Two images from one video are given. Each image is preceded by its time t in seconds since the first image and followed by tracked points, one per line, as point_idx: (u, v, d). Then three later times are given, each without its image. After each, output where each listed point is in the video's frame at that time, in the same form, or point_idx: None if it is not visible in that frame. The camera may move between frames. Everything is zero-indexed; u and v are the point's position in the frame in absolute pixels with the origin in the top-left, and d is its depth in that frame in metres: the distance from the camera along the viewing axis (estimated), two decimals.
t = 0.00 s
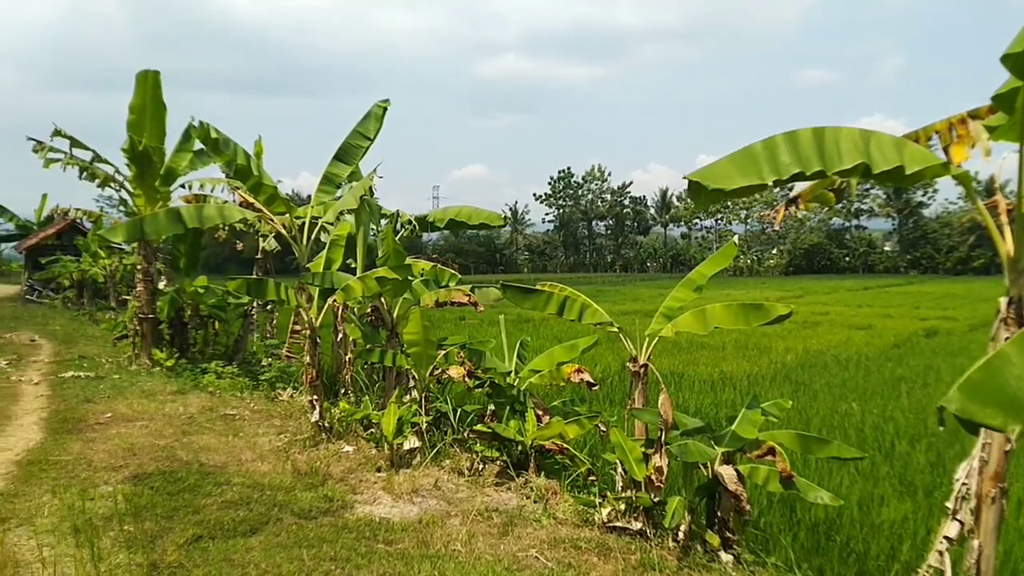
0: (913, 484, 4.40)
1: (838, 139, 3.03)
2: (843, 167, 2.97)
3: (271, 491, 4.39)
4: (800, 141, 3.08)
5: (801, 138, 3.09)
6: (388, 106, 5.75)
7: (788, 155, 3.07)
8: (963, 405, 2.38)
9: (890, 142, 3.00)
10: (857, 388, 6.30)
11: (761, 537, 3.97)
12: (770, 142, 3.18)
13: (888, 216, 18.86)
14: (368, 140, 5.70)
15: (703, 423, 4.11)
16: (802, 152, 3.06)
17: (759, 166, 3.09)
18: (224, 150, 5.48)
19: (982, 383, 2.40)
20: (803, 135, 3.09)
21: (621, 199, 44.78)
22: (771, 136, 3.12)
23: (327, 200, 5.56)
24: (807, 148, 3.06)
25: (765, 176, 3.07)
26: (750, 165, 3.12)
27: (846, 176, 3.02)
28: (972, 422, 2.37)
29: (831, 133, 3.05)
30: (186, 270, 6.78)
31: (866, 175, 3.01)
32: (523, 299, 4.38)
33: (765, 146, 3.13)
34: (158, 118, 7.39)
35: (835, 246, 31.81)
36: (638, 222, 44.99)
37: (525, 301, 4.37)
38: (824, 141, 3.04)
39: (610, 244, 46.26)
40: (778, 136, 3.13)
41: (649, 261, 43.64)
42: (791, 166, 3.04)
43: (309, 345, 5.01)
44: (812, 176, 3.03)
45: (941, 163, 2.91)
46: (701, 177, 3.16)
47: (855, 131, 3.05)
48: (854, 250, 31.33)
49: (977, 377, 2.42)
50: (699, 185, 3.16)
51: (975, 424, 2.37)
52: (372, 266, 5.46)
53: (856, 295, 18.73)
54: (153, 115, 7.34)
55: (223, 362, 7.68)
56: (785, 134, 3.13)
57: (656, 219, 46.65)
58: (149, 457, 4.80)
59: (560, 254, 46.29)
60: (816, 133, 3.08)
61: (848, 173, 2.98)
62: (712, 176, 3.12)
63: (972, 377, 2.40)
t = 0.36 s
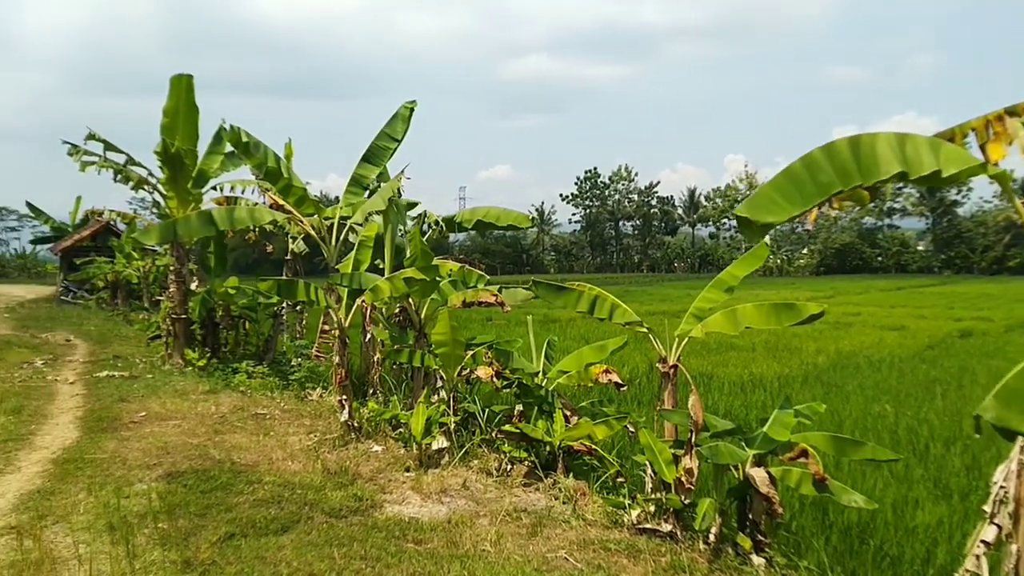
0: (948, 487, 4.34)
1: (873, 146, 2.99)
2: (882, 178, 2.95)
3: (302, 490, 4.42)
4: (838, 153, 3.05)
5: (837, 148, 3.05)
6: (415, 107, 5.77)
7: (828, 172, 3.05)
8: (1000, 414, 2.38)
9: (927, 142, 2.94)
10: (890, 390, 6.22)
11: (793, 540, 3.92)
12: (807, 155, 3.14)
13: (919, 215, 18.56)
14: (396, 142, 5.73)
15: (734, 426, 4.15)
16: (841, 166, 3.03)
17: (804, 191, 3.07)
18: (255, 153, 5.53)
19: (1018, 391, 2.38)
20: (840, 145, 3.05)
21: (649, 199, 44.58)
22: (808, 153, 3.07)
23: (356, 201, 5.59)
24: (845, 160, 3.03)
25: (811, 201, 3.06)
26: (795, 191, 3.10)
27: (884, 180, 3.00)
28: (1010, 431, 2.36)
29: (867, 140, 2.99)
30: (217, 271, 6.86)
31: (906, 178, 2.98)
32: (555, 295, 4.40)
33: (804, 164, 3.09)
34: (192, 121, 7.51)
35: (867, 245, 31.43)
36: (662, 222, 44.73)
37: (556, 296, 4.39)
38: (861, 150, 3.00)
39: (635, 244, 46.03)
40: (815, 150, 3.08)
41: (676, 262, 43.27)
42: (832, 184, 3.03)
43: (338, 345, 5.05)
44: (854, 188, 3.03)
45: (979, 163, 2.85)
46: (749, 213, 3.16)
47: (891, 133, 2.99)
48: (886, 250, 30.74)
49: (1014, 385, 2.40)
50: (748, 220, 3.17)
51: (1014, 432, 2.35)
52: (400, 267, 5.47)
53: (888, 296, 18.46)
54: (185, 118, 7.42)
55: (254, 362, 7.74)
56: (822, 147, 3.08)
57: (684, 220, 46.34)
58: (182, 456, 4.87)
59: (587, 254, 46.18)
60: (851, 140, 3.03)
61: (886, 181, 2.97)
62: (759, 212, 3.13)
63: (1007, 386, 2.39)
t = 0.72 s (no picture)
0: (982, 491, 4.26)
1: (906, 144, 2.98)
2: (914, 176, 2.93)
3: (331, 489, 4.45)
4: (869, 151, 3.04)
5: (870, 147, 3.04)
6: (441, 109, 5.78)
7: (859, 170, 3.04)
8: None
9: (962, 141, 2.91)
10: (924, 392, 6.12)
11: (824, 544, 3.85)
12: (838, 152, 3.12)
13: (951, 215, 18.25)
14: (423, 143, 5.74)
15: (764, 427, 4.10)
16: (873, 164, 3.02)
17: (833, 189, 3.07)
18: (284, 154, 5.59)
19: None
20: (872, 144, 3.04)
21: (674, 199, 44.21)
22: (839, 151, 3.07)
23: (383, 202, 5.61)
24: (877, 158, 3.01)
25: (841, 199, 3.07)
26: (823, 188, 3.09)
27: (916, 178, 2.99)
28: None
29: (901, 137, 2.98)
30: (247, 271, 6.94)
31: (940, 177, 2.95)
32: (577, 299, 4.37)
33: (835, 162, 3.09)
34: (221, 123, 7.51)
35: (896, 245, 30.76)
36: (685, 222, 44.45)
37: (579, 301, 4.36)
38: (893, 148, 2.99)
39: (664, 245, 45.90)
40: (847, 148, 3.07)
41: (704, 261, 43.35)
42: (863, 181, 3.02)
43: (366, 345, 5.08)
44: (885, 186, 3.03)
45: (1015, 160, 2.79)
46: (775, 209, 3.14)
47: (925, 132, 2.98)
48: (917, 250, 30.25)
49: None
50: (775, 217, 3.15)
51: None
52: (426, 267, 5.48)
53: (920, 297, 18.18)
54: (216, 120, 7.47)
55: (283, 363, 7.80)
56: (854, 144, 3.05)
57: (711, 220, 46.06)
58: (212, 455, 4.92)
59: (613, 254, 46.05)
60: (884, 138, 3.03)
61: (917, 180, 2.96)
62: (788, 207, 3.10)
63: None
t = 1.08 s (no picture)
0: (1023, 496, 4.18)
1: (949, 127, 2.91)
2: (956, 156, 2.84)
3: (362, 490, 4.48)
4: (911, 128, 2.94)
5: (910, 125, 2.95)
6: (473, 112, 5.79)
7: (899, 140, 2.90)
8: None
9: (1003, 136, 2.91)
10: (963, 396, 6.00)
11: (860, 549, 3.80)
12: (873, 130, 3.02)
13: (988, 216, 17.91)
14: (454, 147, 5.75)
15: (799, 431, 4.00)
16: (914, 139, 2.90)
17: (872, 148, 2.87)
18: (318, 157, 5.64)
19: None
20: (913, 122, 2.95)
21: (705, 200, 43.74)
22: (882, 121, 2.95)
23: (414, 205, 5.64)
24: (917, 134, 2.91)
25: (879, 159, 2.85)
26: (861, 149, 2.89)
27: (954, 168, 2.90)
28: None
29: (943, 121, 2.93)
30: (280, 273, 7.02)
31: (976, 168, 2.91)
32: (609, 298, 4.34)
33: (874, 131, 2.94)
34: (254, 127, 7.64)
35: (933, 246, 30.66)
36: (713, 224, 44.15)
37: (611, 300, 4.34)
38: (935, 129, 2.91)
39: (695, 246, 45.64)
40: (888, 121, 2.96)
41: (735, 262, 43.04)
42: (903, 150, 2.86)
43: (397, 347, 5.09)
44: (922, 162, 2.87)
45: None
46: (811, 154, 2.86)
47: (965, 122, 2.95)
48: (953, 253, 30.00)
49: None
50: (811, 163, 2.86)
51: None
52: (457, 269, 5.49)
53: (957, 299, 17.90)
54: (248, 123, 7.59)
55: (315, 363, 7.83)
56: (894, 120, 2.98)
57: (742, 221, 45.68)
58: (246, 454, 4.97)
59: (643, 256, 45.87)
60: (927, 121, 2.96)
61: (959, 162, 2.87)
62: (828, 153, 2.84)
63: None
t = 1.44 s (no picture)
0: None
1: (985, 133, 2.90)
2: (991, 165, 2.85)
3: (390, 490, 4.50)
4: (944, 137, 2.95)
5: (945, 133, 2.96)
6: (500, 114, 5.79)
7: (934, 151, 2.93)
8: None
9: None
10: (998, 400, 5.90)
11: (891, 554, 3.75)
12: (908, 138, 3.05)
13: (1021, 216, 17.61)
14: (481, 149, 5.76)
15: (829, 434, 3.95)
16: (948, 149, 2.93)
17: (906, 164, 2.94)
18: (347, 159, 5.68)
19: None
20: (947, 130, 2.96)
21: (734, 201, 43.33)
22: (915, 133, 2.98)
23: (441, 206, 5.66)
24: (952, 144, 2.93)
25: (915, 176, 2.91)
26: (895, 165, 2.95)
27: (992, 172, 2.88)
28: None
29: (978, 126, 2.93)
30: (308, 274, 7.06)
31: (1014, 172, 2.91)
32: (638, 300, 4.31)
33: (908, 142, 2.98)
34: (283, 130, 7.72)
35: (966, 248, 30.36)
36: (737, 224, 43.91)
37: (639, 302, 4.31)
38: (970, 136, 2.91)
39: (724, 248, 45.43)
40: (922, 131, 2.98)
41: (764, 264, 42.59)
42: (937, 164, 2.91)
43: (425, 347, 5.09)
44: (957, 173, 2.91)
45: None
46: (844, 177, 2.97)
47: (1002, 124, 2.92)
48: (986, 252, 29.99)
49: None
50: (846, 184, 2.96)
51: None
52: (484, 270, 5.49)
53: (992, 300, 17.62)
54: (278, 126, 7.67)
55: (342, 364, 7.88)
56: (929, 129, 3.00)
57: (771, 221, 45.26)
58: (276, 454, 5.01)
59: (672, 258, 45.71)
60: (961, 126, 2.95)
61: (996, 169, 2.87)
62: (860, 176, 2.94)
63: None
